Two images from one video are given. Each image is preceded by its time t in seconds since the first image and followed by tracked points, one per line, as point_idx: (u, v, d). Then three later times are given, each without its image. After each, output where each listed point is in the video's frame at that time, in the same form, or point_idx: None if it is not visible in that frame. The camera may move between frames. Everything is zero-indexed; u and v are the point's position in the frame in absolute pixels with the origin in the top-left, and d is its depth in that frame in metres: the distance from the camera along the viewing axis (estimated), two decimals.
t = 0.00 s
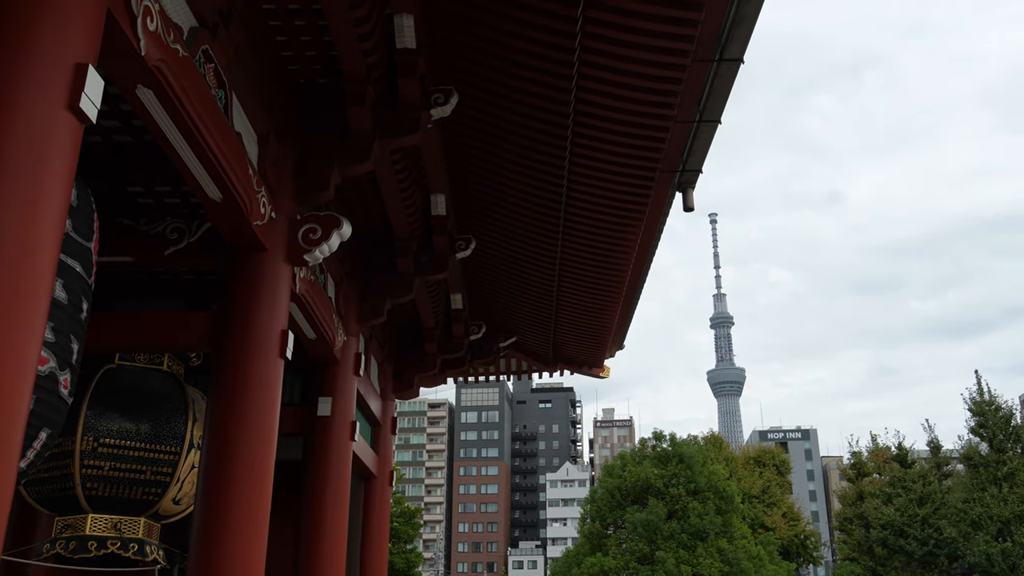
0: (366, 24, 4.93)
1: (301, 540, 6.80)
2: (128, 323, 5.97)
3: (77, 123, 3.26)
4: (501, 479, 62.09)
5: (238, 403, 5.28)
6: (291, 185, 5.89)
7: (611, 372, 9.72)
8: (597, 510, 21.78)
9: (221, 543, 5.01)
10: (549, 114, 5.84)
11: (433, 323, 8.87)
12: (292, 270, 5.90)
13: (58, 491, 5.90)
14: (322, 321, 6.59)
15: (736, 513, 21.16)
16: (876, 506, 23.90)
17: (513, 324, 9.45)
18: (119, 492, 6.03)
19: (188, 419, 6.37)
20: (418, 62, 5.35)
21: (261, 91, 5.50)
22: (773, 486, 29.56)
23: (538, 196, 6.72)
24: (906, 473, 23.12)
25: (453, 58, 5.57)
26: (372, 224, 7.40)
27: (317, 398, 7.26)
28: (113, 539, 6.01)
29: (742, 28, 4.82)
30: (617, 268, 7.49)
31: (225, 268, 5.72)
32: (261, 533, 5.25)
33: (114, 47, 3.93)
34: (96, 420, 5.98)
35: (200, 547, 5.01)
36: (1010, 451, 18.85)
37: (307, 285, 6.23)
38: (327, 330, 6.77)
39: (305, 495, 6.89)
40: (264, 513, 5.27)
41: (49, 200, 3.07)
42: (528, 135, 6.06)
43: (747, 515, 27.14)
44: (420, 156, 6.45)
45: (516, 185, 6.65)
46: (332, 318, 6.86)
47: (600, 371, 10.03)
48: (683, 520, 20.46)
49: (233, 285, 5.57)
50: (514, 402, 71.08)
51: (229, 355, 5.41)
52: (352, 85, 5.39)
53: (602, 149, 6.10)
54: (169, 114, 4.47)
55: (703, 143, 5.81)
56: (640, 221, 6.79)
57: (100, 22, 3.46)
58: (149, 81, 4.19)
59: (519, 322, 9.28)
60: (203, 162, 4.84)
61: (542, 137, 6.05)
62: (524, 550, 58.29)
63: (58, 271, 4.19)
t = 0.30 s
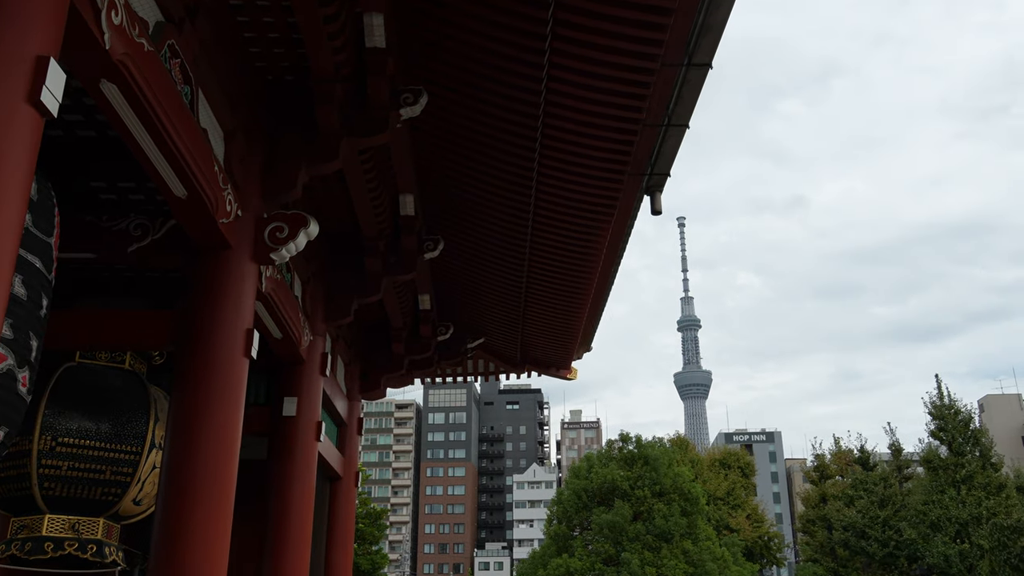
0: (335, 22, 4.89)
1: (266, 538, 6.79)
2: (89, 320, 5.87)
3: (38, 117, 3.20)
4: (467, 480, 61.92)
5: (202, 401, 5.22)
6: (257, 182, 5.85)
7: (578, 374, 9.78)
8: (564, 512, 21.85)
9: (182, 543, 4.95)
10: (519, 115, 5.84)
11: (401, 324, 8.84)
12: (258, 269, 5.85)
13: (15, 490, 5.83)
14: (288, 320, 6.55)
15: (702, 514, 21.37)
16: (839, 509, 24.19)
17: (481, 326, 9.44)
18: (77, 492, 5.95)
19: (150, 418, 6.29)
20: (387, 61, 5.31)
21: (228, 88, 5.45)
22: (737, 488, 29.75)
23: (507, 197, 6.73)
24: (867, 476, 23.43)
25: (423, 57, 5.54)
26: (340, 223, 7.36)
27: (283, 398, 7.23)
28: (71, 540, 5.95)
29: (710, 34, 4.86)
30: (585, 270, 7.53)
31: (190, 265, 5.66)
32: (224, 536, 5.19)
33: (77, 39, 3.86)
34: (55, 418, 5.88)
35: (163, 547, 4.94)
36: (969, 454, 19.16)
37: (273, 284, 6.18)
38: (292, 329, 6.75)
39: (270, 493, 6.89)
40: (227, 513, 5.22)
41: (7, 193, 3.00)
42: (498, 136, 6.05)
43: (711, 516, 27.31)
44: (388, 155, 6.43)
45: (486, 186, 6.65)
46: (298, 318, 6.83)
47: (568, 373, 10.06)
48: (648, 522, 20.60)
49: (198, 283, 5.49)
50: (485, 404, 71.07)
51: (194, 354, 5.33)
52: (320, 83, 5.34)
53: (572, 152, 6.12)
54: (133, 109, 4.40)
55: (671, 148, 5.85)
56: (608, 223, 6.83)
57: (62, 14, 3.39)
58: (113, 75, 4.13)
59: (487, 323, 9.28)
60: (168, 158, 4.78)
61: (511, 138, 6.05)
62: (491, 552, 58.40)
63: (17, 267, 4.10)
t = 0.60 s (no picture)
0: (303, 22, 4.85)
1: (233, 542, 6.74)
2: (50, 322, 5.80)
3: None
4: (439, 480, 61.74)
5: (167, 403, 5.15)
6: (223, 182, 5.80)
7: (547, 375, 9.82)
8: (534, 513, 21.88)
9: (146, 545, 4.88)
10: (488, 117, 5.84)
11: (371, 325, 8.81)
12: (224, 270, 5.81)
13: None
14: (255, 321, 6.51)
15: (669, 514, 21.53)
16: (805, 507, 24.46)
17: (451, 327, 9.43)
18: (39, 495, 6.14)
19: (113, 420, 6.55)
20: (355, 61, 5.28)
21: (193, 87, 5.40)
22: (706, 488, 29.97)
23: (476, 198, 6.73)
24: (833, 476, 23.70)
25: (391, 58, 5.52)
26: (308, 223, 7.33)
27: (249, 399, 7.18)
28: (30, 545, 6.02)
29: (678, 37, 4.90)
30: (554, 270, 7.56)
31: (154, 266, 5.60)
32: (189, 538, 5.13)
33: (38, 36, 3.80)
34: (14, 422, 6.10)
35: (126, 550, 4.88)
36: (932, 453, 19.43)
37: (239, 285, 6.14)
38: (259, 331, 6.71)
39: (236, 496, 6.84)
40: (192, 515, 5.16)
41: None
42: (467, 137, 6.05)
43: (680, 516, 27.49)
44: (356, 156, 6.40)
45: (455, 187, 6.65)
46: (265, 319, 6.79)
47: (537, 374, 10.07)
48: (617, 522, 20.70)
49: (163, 283, 5.44)
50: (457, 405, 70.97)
51: (158, 354, 5.27)
52: (288, 83, 5.30)
53: (540, 153, 6.13)
54: (96, 107, 4.34)
55: (639, 149, 5.89)
56: (577, 224, 6.86)
57: (22, 11, 3.33)
58: (75, 72, 4.07)
59: (457, 324, 9.27)
60: (132, 157, 4.72)
61: (480, 139, 6.05)
62: (462, 554, 58.27)
63: None
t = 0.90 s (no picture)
0: (281, 18, 4.81)
1: (201, 541, 6.70)
2: (18, 316, 5.73)
3: None
4: (410, 481, 61.39)
5: (136, 400, 5.10)
6: (196, 179, 5.76)
7: (520, 377, 9.85)
8: (505, 514, 21.88)
9: (112, 543, 4.83)
10: (467, 117, 5.83)
11: (344, 325, 8.77)
12: (197, 267, 5.76)
13: None
14: (226, 319, 6.46)
15: (640, 518, 21.64)
16: (774, 512, 24.67)
17: (425, 328, 9.42)
18: (7, 495, 6.96)
19: (80, 418, 7.28)
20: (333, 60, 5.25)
21: (168, 82, 5.35)
22: (677, 491, 30.15)
23: (452, 199, 6.72)
24: (802, 480, 23.91)
25: (369, 56, 5.49)
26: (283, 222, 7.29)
27: (221, 398, 7.12)
28: None
29: (656, 42, 4.92)
30: (529, 272, 7.57)
31: (126, 262, 5.54)
32: (157, 536, 5.08)
33: (9, 27, 3.74)
34: None
35: (92, 549, 4.81)
36: (900, 460, 19.62)
37: (212, 282, 6.10)
38: (231, 329, 6.66)
39: (206, 496, 6.80)
40: (160, 512, 5.12)
41: None
42: (444, 137, 6.04)
43: (651, 519, 27.62)
44: (333, 155, 6.38)
45: (431, 188, 6.64)
46: (238, 318, 6.74)
47: (511, 376, 10.11)
48: (588, 525, 20.77)
49: (134, 279, 5.38)
50: (431, 406, 70.84)
51: (128, 350, 5.21)
52: (264, 80, 5.26)
53: (518, 155, 6.14)
54: (69, 100, 4.29)
55: (616, 153, 5.92)
56: (552, 227, 6.89)
57: None
58: (47, 64, 4.01)
59: (431, 325, 9.25)
60: (104, 152, 4.67)
61: (458, 139, 6.04)
62: (434, 556, 58.10)
63: None
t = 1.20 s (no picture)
0: (262, 15, 4.78)
1: (175, 539, 6.65)
2: None
3: None
4: (387, 481, 61.48)
5: (111, 396, 5.05)
6: (176, 174, 5.71)
7: (499, 378, 9.86)
8: (482, 515, 21.90)
9: (84, 540, 4.78)
10: (449, 117, 5.82)
11: (323, 324, 8.74)
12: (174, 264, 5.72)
13: None
14: (204, 317, 6.42)
15: (616, 519, 21.74)
16: (750, 515, 24.82)
17: (404, 328, 9.41)
18: None
19: (53, 416, 7.79)
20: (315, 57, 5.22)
21: (147, 76, 5.30)
22: (653, 494, 30.31)
23: (433, 200, 6.72)
24: (778, 483, 24.07)
25: (352, 53, 5.47)
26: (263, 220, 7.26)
27: (197, 395, 7.07)
28: None
29: (638, 47, 4.96)
30: (510, 272, 7.58)
31: (102, 257, 5.50)
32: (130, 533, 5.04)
33: None
34: None
35: (63, 546, 4.76)
36: (873, 464, 19.83)
37: (189, 279, 6.06)
38: (208, 326, 6.62)
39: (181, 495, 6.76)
40: (133, 510, 5.07)
41: None
42: (426, 137, 6.03)
43: (628, 522, 27.70)
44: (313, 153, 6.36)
45: (413, 187, 6.62)
46: (215, 315, 6.71)
47: (490, 378, 10.12)
48: (564, 526, 20.79)
49: (111, 274, 5.33)
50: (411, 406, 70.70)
51: (103, 345, 5.16)
52: (245, 76, 5.23)
53: (499, 156, 6.15)
54: (45, 93, 4.24)
55: (597, 155, 5.93)
56: (533, 228, 6.90)
57: None
58: (24, 56, 3.96)
59: (410, 325, 9.24)
60: (81, 145, 4.62)
61: (440, 139, 6.03)
62: (411, 556, 57.95)
63: None
